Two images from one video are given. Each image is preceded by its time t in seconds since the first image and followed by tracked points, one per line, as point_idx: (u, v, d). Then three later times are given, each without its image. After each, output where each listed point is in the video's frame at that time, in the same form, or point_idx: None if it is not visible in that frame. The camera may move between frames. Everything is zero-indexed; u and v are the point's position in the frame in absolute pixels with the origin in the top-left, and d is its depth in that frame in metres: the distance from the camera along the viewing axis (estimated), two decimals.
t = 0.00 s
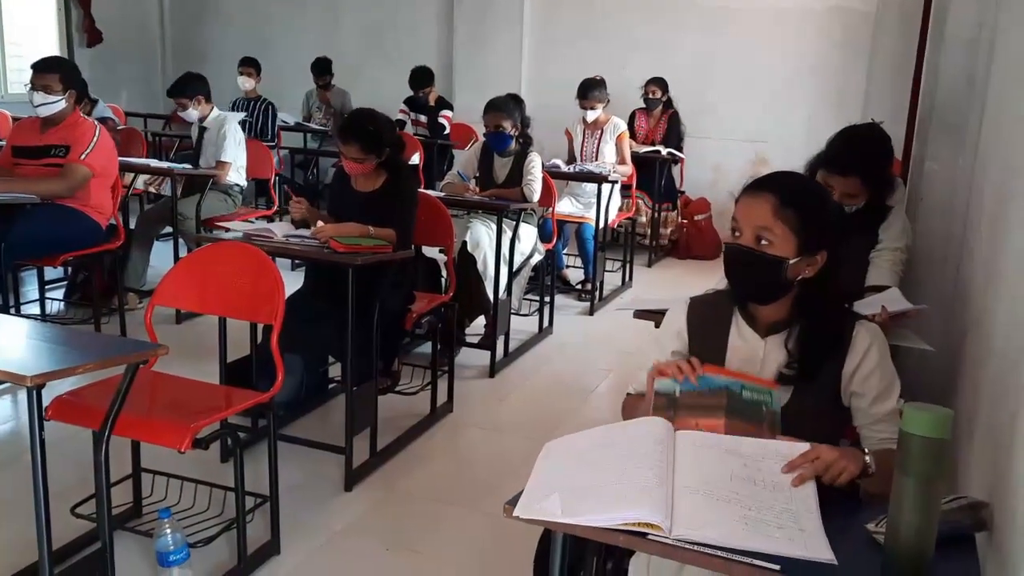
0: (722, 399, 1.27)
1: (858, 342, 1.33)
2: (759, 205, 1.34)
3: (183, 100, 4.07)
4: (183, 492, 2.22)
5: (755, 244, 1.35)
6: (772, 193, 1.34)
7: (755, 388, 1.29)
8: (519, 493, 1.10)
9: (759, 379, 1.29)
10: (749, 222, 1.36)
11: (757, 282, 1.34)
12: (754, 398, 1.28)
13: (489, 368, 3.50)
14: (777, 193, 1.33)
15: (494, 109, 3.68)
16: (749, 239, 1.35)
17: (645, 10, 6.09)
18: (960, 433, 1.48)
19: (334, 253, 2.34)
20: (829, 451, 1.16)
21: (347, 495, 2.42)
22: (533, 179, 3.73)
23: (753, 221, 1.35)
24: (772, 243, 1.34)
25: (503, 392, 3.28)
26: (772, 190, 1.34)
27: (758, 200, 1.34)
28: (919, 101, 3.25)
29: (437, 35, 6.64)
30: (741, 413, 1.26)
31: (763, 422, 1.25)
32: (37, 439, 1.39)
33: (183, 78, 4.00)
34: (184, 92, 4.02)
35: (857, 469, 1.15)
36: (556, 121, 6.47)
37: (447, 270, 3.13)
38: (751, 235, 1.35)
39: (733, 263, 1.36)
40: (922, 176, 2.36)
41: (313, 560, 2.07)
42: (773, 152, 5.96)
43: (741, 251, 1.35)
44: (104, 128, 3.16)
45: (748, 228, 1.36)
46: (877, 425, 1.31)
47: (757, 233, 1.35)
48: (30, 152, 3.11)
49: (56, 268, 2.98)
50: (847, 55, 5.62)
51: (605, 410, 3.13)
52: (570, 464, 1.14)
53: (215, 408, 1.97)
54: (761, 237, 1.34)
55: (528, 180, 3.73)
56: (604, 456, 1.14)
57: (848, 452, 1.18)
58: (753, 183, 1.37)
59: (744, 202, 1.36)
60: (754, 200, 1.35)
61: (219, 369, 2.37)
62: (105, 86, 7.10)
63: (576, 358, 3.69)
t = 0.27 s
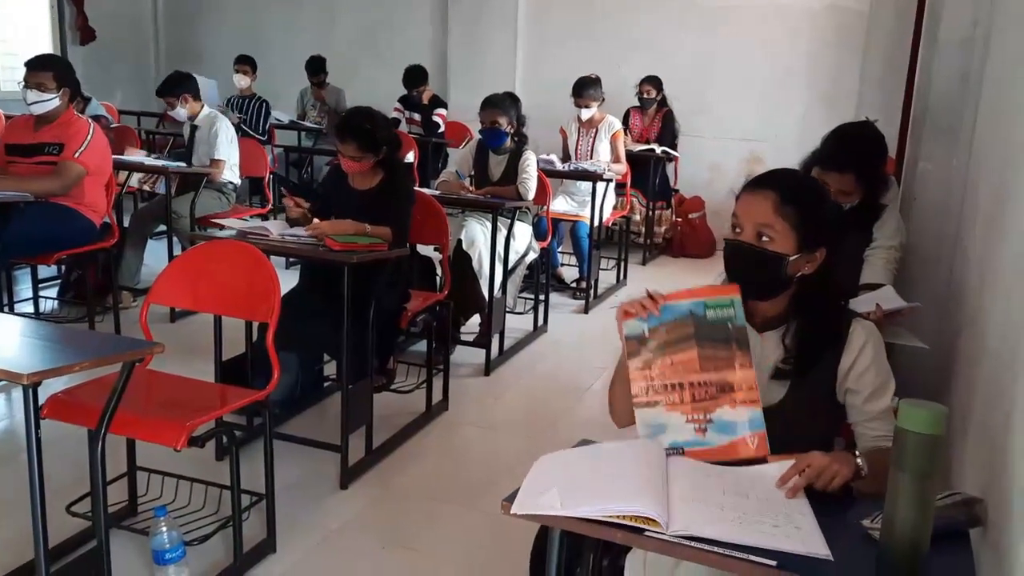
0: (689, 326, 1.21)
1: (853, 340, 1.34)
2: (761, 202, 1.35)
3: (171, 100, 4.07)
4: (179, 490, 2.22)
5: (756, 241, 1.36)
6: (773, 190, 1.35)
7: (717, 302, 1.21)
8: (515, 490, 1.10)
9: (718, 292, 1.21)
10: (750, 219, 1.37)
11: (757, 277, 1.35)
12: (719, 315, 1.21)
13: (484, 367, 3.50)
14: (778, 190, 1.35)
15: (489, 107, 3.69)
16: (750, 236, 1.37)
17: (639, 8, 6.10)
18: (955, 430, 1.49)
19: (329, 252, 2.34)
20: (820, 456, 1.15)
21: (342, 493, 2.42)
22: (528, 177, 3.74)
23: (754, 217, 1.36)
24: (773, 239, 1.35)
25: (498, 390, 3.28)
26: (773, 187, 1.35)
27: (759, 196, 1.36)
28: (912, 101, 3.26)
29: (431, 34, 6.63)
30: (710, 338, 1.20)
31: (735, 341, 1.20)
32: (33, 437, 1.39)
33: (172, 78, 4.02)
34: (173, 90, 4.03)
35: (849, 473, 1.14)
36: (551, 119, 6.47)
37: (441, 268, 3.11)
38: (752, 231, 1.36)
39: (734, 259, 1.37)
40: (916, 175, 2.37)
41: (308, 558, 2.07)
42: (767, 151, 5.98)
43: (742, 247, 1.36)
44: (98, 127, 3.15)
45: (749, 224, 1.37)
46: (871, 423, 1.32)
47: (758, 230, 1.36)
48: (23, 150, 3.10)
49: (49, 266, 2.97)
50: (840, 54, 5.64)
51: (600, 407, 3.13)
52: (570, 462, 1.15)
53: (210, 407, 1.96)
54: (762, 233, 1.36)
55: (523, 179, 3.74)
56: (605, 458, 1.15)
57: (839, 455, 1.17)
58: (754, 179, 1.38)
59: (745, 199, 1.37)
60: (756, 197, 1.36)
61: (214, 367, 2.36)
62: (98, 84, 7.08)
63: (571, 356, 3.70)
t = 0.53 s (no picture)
0: (659, 296, 1.15)
1: (854, 339, 1.35)
2: (764, 200, 1.35)
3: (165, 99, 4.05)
4: (177, 489, 2.22)
5: (760, 238, 1.35)
6: (778, 188, 1.35)
7: (681, 264, 1.13)
8: (515, 489, 1.11)
9: (681, 255, 1.13)
10: (755, 217, 1.36)
11: (759, 275, 1.36)
12: (686, 278, 1.14)
13: (482, 365, 3.51)
14: (783, 188, 1.34)
15: (487, 105, 3.69)
16: (754, 234, 1.36)
17: (636, 8, 6.11)
18: (951, 428, 1.50)
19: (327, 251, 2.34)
20: (819, 454, 1.16)
21: (340, 492, 2.43)
22: (526, 176, 3.74)
23: (758, 215, 1.36)
24: (778, 237, 1.35)
25: (496, 389, 3.29)
26: (778, 185, 1.35)
27: (764, 194, 1.36)
28: (909, 101, 3.28)
29: (428, 33, 6.64)
30: (678, 304, 1.15)
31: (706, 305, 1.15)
32: (33, 436, 1.39)
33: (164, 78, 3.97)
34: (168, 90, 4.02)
35: (846, 472, 1.15)
36: (548, 118, 6.48)
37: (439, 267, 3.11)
38: (757, 229, 1.36)
39: (737, 257, 1.37)
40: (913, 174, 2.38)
41: (306, 556, 2.07)
42: (763, 150, 5.99)
43: (745, 245, 1.36)
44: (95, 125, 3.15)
45: (753, 222, 1.36)
46: (869, 422, 1.33)
47: (763, 228, 1.35)
48: (20, 148, 3.10)
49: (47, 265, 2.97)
50: (838, 54, 5.66)
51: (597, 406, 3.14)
52: (569, 462, 1.16)
53: (207, 406, 1.95)
54: (766, 231, 1.35)
55: (521, 177, 3.74)
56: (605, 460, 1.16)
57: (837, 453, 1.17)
58: (758, 177, 1.37)
59: (750, 196, 1.37)
60: (760, 195, 1.36)
61: (212, 366, 2.36)
62: (94, 82, 7.06)
63: (568, 355, 3.70)
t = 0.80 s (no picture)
0: (659, 250, 1.06)
1: (856, 340, 1.35)
2: (766, 199, 1.34)
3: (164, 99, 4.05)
4: (177, 488, 2.22)
5: (762, 238, 1.35)
6: (779, 186, 1.34)
7: (688, 222, 1.05)
8: (517, 488, 1.11)
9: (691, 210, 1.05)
10: (756, 216, 1.35)
11: (761, 275, 1.35)
12: (692, 238, 1.04)
13: (481, 365, 3.51)
14: (784, 187, 1.33)
15: (486, 105, 3.69)
16: (756, 233, 1.35)
17: (635, 7, 6.11)
18: (951, 426, 1.50)
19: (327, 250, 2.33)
20: (822, 456, 1.17)
21: (340, 491, 2.43)
22: (525, 176, 3.74)
23: (759, 214, 1.35)
24: (779, 236, 1.34)
25: (496, 388, 3.29)
26: (779, 184, 1.34)
27: (765, 193, 1.34)
28: (908, 102, 3.29)
29: (427, 33, 6.64)
30: (680, 260, 1.04)
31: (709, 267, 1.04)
32: (34, 435, 1.39)
33: (159, 82, 3.96)
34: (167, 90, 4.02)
35: (849, 472, 1.16)
36: (547, 118, 6.48)
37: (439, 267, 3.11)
38: (758, 229, 1.35)
39: (739, 256, 1.36)
40: (912, 175, 2.39)
41: (306, 556, 2.07)
42: (762, 149, 6.00)
43: (747, 244, 1.35)
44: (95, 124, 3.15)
45: (755, 221, 1.35)
46: (869, 420, 1.33)
47: (764, 227, 1.35)
48: (19, 146, 3.09)
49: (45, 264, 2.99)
50: (837, 54, 5.66)
51: (596, 405, 3.14)
52: (571, 462, 1.16)
53: (207, 405, 1.95)
54: (768, 230, 1.34)
55: (520, 177, 3.74)
56: (608, 459, 1.16)
57: (839, 453, 1.19)
58: (759, 177, 1.37)
59: (751, 195, 1.36)
60: (761, 194, 1.35)
61: (213, 365, 2.36)
62: (92, 81, 7.05)
63: (567, 354, 3.70)
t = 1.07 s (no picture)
0: (719, 351, 1.12)
1: (858, 339, 1.35)
2: (768, 199, 1.35)
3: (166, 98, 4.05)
4: (178, 487, 2.22)
5: (766, 239, 1.35)
6: (781, 187, 1.35)
7: (752, 349, 1.13)
8: (519, 486, 1.11)
9: (760, 343, 1.16)
10: (759, 217, 1.36)
11: (766, 276, 1.35)
12: (754, 366, 1.12)
13: (482, 365, 3.51)
14: (786, 189, 1.34)
15: (487, 103, 3.70)
16: (759, 234, 1.36)
17: (636, 7, 6.11)
18: (953, 426, 1.50)
19: (329, 249, 2.33)
20: (826, 456, 1.16)
21: (341, 491, 2.43)
22: (526, 175, 3.74)
23: (761, 215, 1.36)
24: (783, 236, 1.35)
25: (497, 387, 3.29)
26: (781, 185, 1.35)
27: (768, 194, 1.35)
28: (909, 103, 3.29)
29: (428, 32, 6.64)
30: (732, 374, 1.10)
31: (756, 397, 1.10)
32: (36, 433, 1.39)
33: (160, 82, 3.97)
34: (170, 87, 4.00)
35: (852, 473, 1.14)
36: (548, 118, 6.48)
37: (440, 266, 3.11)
38: (762, 230, 1.36)
39: (743, 256, 1.36)
40: (914, 175, 2.39)
41: (308, 555, 2.07)
42: (763, 149, 6.00)
43: (751, 244, 1.35)
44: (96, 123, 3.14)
45: (758, 223, 1.36)
46: (869, 421, 1.34)
47: (767, 228, 1.36)
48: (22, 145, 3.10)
49: (48, 263, 2.99)
50: (837, 54, 5.67)
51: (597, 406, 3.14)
52: (575, 460, 1.16)
53: (208, 404, 1.95)
54: (772, 231, 1.35)
55: (521, 176, 3.75)
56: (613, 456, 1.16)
57: (842, 454, 1.17)
58: (761, 178, 1.37)
59: (753, 197, 1.37)
60: (765, 197, 1.35)
61: (215, 364, 2.37)
62: (93, 80, 7.04)
63: (568, 354, 3.71)
